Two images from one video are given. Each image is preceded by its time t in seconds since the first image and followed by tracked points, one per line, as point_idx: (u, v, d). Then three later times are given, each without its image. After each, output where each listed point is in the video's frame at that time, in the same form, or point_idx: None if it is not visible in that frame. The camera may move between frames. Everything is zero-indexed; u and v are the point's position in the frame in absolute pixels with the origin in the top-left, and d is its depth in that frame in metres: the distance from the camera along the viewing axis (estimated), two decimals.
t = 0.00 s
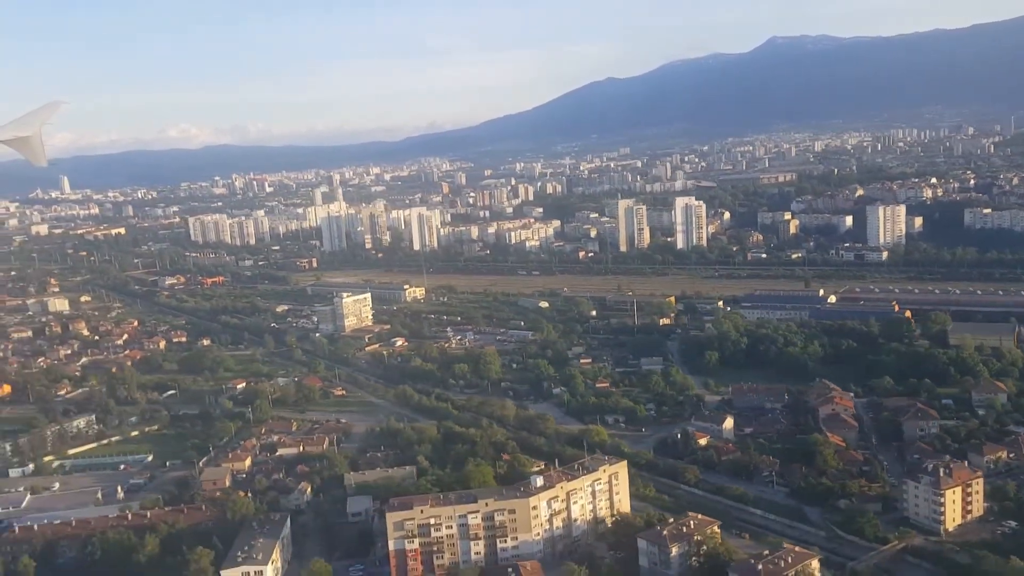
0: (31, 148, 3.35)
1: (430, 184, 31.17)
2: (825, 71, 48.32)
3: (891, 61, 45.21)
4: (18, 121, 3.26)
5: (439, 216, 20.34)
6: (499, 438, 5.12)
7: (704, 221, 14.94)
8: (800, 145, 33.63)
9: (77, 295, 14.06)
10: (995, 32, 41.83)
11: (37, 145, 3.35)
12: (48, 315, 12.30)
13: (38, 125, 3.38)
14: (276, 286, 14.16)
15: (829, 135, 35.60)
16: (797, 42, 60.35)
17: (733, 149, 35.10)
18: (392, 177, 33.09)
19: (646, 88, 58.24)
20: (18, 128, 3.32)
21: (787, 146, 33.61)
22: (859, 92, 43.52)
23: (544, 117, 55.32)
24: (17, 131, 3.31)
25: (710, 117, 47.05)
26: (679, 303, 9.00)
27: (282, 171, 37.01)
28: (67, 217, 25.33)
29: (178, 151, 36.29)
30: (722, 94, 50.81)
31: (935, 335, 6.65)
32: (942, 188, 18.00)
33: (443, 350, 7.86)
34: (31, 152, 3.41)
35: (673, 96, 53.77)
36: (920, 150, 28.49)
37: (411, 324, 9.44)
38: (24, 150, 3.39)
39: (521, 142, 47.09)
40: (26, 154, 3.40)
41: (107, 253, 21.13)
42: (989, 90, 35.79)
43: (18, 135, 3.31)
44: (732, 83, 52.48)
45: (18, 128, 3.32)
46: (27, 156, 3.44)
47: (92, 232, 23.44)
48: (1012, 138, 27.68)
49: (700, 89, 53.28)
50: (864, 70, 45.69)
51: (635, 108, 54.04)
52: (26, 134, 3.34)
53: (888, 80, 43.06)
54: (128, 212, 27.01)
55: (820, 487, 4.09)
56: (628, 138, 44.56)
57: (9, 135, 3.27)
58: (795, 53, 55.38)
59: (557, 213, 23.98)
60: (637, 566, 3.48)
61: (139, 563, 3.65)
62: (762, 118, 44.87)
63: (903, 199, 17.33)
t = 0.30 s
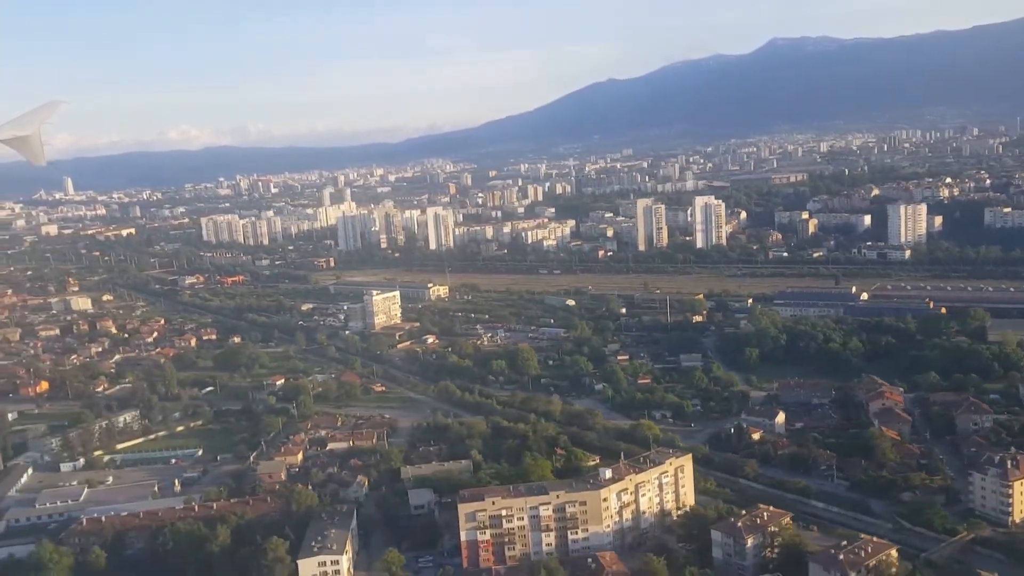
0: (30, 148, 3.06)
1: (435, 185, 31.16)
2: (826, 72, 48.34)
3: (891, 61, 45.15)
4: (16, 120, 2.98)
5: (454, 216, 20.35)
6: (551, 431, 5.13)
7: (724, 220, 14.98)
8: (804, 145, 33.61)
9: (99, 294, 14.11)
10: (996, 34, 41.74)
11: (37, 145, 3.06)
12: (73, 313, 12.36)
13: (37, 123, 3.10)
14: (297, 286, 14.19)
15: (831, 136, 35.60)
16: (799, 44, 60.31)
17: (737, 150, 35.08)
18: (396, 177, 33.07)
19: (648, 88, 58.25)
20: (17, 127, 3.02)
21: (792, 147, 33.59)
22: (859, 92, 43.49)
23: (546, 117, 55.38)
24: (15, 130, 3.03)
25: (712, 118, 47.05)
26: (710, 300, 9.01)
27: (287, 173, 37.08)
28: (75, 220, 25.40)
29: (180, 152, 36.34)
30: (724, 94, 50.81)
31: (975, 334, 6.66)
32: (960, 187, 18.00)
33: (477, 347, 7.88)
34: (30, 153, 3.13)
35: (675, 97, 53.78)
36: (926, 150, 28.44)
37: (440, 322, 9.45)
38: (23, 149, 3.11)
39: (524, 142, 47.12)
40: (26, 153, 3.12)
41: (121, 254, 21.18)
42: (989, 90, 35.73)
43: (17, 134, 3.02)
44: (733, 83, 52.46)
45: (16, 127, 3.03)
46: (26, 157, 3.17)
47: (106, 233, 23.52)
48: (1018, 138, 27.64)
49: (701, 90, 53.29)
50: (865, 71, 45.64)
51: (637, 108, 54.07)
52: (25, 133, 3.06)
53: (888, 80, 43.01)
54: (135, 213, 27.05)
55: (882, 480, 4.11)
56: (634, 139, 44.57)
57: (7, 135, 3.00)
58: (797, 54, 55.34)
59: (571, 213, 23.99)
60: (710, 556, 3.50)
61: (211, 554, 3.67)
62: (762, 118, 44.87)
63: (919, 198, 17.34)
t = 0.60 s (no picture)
0: (28, 149, 2.92)
1: (438, 184, 31.16)
2: (827, 72, 48.39)
3: (891, 62, 45.10)
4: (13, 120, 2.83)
5: (461, 215, 20.35)
6: (573, 428, 5.14)
7: (733, 220, 15.01)
8: (805, 145, 33.59)
9: (109, 293, 14.15)
10: (996, 35, 41.67)
11: (36, 145, 2.92)
12: (84, 312, 12.39)
13: (37, 122, 2.96)
14: (306, 285, 14.20)
15: (832, 136, 35.60)
16: (800, 46, 60.30)
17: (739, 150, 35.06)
18: (399, 178, 33.08)
19: (648, 89, 58.29)
20: (18, 126, 2.89)
21: (794, 147, 33.57)
22: (858, 93, 43.46)
23: (546, 117, 55.48)
24: (12, 129, 2.88)
25: (711, 118, 47.08)
26: (723, 299, 9.02)
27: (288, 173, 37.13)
28: (81, 220, 25.47)
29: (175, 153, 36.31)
30: (724, 95, 50.82)
31: (992, 331, 6.67)
32: (968, 187, 17.99)
33: (492, 345, 7.88)
34: (29, 152, 2.99)
35: (675, 98, 53.81)
36: (928, 151, 28.40)
37: (453, 320, 9.46)
38: (23, 148, 2.97)
39: (524, 142, 47.16)
40: (26, 153, 2.98)
41: (127, 254, 21.22)
42: (989, 91, 35.69)
43: (15, 135, 2.88)
44: (733, 83, 52.44)
45: (14, 125, 2.89)
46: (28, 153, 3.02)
47: (112, 233, 23.58)
48: (1020, 139, 27.60)
49: (701, 90, 53.30)
50: (864, 72, 45.63)
51: (638, 108, 54.13)
52: (24, 132, 2.92)
53: (888, 81, 42.97)
54: (140, 213, 27.11)
55: (910, 476, 4.12)
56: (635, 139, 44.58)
57: (6, 135, 2.86)
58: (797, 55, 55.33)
59: (577, 213, 24.01)
60: (743, 552, 3.51)
61: (243, 549, 3.68)
62: (762, 119, 44.87)
63: (926, 197, 17.35)
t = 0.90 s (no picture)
0: (29, 152, 3.09)
1: (450, 192, 31.16)
2: (830, 81, 48.44)
3: (895, 71, 45.00)
4: (16, 124, 3.00)
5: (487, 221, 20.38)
6: (654, 426, 5.16)
7: (765, 225, 15.08)
8: (813, 154, 33.56)
9: (145, 298, 14.25)
10: (1000, 44, 41.56)
11: (38, 147, 3.10)
12: (123, 316, 12.48)
13: (39, 127, 3.14)
14: (339, 289, 14.24)
15: (837, 146, 35.55)
16: (805, 54, 60.25)
17: (748, 158, 35.01)
18: (408, 185, 33.07)
19: (651, 99, 58.38)
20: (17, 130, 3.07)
21: (803, 156, 33.51)
22: (862, 103, 43.41)
23: (551, 126, 55.63)
24: (14, 132, 3.06)
25: (716, 127, 47.12)
26: (772, 303, 9.04)
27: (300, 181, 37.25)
28: (97, 227, 25.62)
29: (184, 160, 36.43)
30: (728, 103, 50.83)
31: None
32: (995, 194, 17.95)
33: (547, 347, 7.91)
34: (30, 157, 3.15)
35: (680, 107, 53.85)
36: (942, 159, 28.30)
37: (501, 324, 9.50)
38: (24, 153, 3.13)
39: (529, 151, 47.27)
40: (26, 158, 3.15)
41: (151, 259, 21.33)
42: (992, 101, 35.58)
43: (15, 137, 3.05)
44: (738, 92, 52.47)
45: (15, 129, 3.06)
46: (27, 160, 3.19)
47: (135, 239, 23.72)
48: None
49: (705, 99, 53.33)
50: (867, 82, 45.59)
51: (648, 116, 54.26)
52: (24, 137, 3.08)
53: (892, 90, 42.90)
54: (153, 221, 27.18)
55: (1008, 474, 4.13)
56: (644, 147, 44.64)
57: (6, 138, 3.03)
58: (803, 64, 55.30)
59: (599, 219, 24.03)
60: (857, 547, 3.52)
61: (354, 542, 3.71)
62: (766, 129, 44.87)
63: (954, 203, 17.34)
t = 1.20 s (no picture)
0: (28, 153, 2.96)
1: (456, 192, 31.12)
2: (834, 81, 48.39)
3: (896, 71, 44.89)
4: (15, 122, 2.88)
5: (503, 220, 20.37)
6: (705, 419, 5.19)
7: (785, 224, 15.12)
8: (817, 155, 33.51)
9: (166, 296, 14.29)
10: (1001, 44, 41.42)
11: (37, 147, 2.96)
12: (148, 314, 12.53)
13: (37, 128, 3.01)
14: (359, 288, 14.25)
15: (840, 146, 35.49)
16: (806, 55, 60.15)
17: (753, 158, 34.97)
18: (413, 185, 33.04)
19: (651, 100, 58.41)
20: (15, 129, 2.93)
21: (807, 156, 33.45)
22: (863, 103, 43.33)
23: (553, 127, 55.67)
24: (12, 132, 2.93)
25: (718, 128, 47.12)
26: (802, 300, 9.05)
27: (306, 181, 37.25)
28: (107, 228, 25.69)
29: (187, 161, 36.45)
30: (731, 104, 50.80)
31: None
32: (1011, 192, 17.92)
33: (581, 343, 7.91)
34: (29, 158, 3.02)
35: (680, 108, 53.85)
36: (950, 158, 28.19)
37: (530, 321, 9.51)
38: (22, 154, 3.00)
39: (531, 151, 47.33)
40: (26, 159, 3.01)
41: (165, 259, 21.38)
42: (993, 102, 35.46)
43: (13, 138, 2.93)
44: (739, 93, 52.43)
45: (13, 130, 2.94)
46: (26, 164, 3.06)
47: (148, 239, 23.79)
48: None
49: (710, 100, 53.30)
50: (868, 82, 45.49)
51: (652, 116, 54.26)
52: (23, 136, 2.97)
53: (893, 91, 42.80)
54: (162, 221, 27.23)
55: None
56: (649, 148, 44.66)
57: (5, 139, 2.91)
58: (804, 64, 55.19)
59: (613, 218, 24.03)
60: (929, 537, 3.55)
61: (424, 533, 3.73)
62: (766, 130, 44.83)
63: (971, 202, 17.34)
